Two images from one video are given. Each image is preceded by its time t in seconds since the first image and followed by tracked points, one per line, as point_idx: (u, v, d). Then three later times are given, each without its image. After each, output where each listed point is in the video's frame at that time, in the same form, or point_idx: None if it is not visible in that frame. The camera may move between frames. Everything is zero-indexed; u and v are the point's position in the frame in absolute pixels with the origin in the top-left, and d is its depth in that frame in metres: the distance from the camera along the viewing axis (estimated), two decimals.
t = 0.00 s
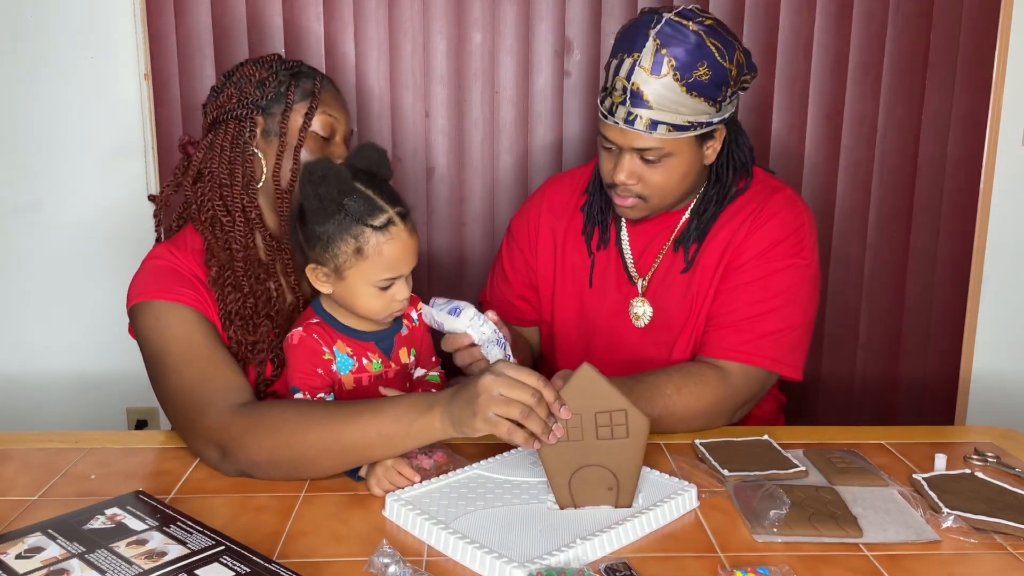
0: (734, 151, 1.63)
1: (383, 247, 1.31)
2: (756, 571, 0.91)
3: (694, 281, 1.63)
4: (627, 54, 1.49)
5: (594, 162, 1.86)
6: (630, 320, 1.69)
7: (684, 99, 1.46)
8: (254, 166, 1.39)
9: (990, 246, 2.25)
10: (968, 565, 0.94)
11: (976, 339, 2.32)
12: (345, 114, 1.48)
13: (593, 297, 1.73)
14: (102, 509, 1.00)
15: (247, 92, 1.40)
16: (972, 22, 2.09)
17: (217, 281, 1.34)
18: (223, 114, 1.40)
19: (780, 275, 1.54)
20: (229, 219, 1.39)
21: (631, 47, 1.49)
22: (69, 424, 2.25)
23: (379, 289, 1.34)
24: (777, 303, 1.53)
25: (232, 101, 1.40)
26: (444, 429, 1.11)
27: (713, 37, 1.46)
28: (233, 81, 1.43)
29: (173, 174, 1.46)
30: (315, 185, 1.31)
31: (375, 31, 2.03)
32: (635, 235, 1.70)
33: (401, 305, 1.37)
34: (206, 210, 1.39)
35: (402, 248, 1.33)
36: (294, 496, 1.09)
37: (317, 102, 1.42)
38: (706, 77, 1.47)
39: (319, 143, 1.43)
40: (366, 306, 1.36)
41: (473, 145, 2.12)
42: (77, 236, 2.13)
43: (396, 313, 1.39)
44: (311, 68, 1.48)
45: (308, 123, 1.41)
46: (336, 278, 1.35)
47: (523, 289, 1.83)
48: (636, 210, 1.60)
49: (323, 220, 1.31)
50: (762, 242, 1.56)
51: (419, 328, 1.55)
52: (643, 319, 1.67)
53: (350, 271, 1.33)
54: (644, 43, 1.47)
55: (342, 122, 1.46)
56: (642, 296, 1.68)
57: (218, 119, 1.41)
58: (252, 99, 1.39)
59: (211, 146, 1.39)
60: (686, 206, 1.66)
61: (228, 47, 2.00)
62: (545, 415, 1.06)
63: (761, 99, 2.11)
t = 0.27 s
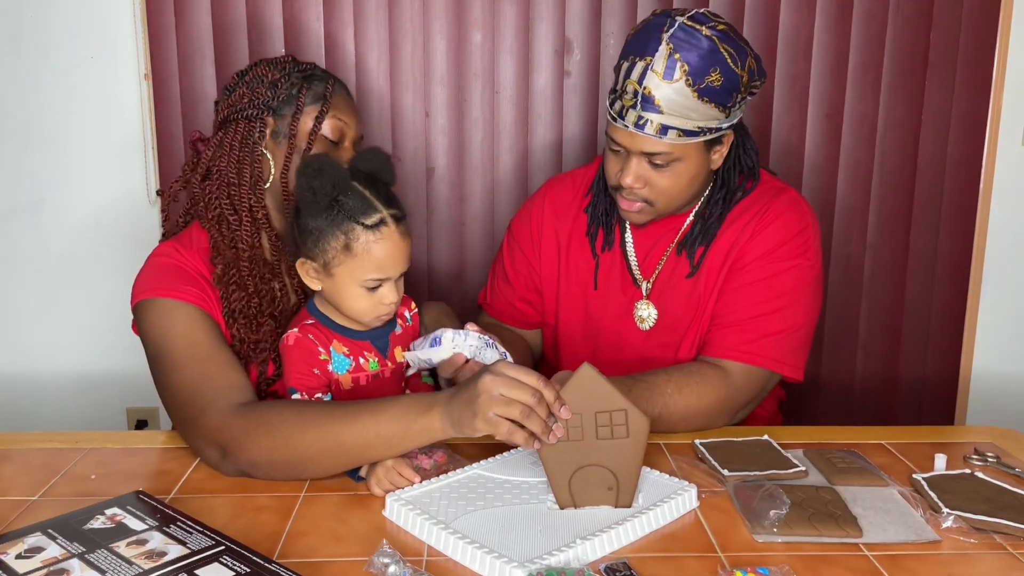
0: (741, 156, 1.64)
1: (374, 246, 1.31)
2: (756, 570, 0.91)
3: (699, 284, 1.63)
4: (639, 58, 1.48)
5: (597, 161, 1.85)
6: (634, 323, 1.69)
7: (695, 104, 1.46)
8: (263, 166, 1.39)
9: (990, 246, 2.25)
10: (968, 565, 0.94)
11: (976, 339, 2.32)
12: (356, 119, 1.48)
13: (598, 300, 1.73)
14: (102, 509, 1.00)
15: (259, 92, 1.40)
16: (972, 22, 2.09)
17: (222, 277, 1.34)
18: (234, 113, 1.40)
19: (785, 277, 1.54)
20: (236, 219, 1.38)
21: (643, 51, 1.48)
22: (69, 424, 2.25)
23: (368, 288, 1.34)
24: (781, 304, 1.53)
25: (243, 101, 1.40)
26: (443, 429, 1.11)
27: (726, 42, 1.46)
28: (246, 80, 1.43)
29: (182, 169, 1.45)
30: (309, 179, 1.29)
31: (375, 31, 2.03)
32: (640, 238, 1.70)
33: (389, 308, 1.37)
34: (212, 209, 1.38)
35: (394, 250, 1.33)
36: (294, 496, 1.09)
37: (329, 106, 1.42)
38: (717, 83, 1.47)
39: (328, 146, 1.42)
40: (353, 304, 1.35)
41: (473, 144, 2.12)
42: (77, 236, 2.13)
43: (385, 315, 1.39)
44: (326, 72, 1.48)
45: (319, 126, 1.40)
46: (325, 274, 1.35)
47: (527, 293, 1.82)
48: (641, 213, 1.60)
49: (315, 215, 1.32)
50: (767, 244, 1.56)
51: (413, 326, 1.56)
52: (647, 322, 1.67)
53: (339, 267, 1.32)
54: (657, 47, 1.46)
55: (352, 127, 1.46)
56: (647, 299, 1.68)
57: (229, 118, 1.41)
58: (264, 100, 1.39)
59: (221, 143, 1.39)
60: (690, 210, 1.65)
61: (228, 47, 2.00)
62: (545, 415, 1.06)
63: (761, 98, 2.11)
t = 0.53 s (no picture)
0: (741, 158, 1.64)
1: (368, 233, 1.31)
2: (756, 570, 0.91)
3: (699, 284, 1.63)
4: (636, 60, 1.48)
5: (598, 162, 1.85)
6: (635, 324, 1.69)
7: (693, 106, 1.46)
8: (264, 165, 1.40)
9: (990, 246, 2.25)
10: (968, 565, 0.94)
11: (976, 339, 2.32)
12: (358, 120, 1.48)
13: (598, 302, 1.73)
14: (102, 509, 1.00)
15: (261, 92, 1.40)
16: (972, 22, 2.09)
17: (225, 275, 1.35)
18: (237, 113, 1.41)
19: (785, 276, 1.54)
20: (239, 218, 1.38)
21: (641, 52, 1.48)
22: (69, 424, 2.25)
23: (366, 280, 1.34)
24: (782, 303, 1.53)
25: (246, 100, 1.40)
26: (441, 430, 1.11)
27: (724, 44, 1.46)
28: (249, 80, 1.44)
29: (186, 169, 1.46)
30: (300, 168, 1.30)
31: (375, 31, 2.03)
32: (639, 241, 1.70)
33: (388, 301, 1.36)
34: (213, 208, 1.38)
35: (390, 238, 1.33)
36: (294, 496, 1.09)
37: (330, 107, 1.42)
38: (716, 85, 1.47)
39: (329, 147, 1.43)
40: (352, 298, 1.35)
41: (473, 144, 2.12)
42: (77, 236, 2.13)
43: (384, 310, 1.38)
44: (328, 73, 1.48)
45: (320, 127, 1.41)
46: (323, 268, 1.35)
47: (527, 295, 1.81)
48: (639, 215, 1.60)
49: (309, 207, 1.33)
50: (767, 243, 1.56)
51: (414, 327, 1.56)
52: (648, 324, 1.67)
53: (335, 259, 1.33)
54: (655, 48, 1.46)
55: (354, 128, 1.47)
56: (647, 301, 1.68)
57: (231, 117, 1.41)
58: (266, 100, 1.39)
59: (224, 143, 1.39)
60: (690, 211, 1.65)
61: (228, 47, 2.00)
62: (543, 419, 1.06)
63: (761, 98, 2.10)
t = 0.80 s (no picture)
0: (736, 159, 1.63)
1: (360, 235, 1.31)
2: (755, 570, 0.91)
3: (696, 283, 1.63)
4: (630, 62, 1.48)
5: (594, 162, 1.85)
6: (632, 325, 1.69)
7: (688, 109, 1.46)
8: (260, 166, 1.39)
9: (990, 246, 2.25)
10: (968, 565, 0.94)
11: (975, 339, 2.32)
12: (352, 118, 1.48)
13: (594, 303, 1.73)
14: (102, 509, 1.00)
15: (255, 93, 1.40)
16: (972, 22, 2.09)
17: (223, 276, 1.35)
18: (230, 114, 1.40)
19: (782, 275, 1.54)
20: (234, 219, 1.38)
21: (635, 54, 1.48)
22: (69, 424, 2.25)
23: (361, 282, 1.34)
24: (780, 302, 1.53)
25: (239, 101, 1.40)
26: (441, 430, 1.11)
27: (719, 46, 1.45)
28: (242, 80, 1.43)
29: (180, 169, 1.44)
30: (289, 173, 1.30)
31: (376, 31, 2.03)
32: (634, 243, 1.69)
33: (384, 300, 1.37)
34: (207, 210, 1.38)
35: (382, 239, 1.33)
36: (294, 496, 1.09)
37: (325, 105, 1.42)
38: (710, 87, 1.46)
39: (324, 146, 1.43)
40: (348, 299, 1.35)
41: (473, 144, 2.12)
42: (76, 236, 2.13)
43: (380, 310, 1.38)
44: (322, 71, 1.48)
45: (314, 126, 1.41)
46: (317, 271, 1.35)
47: (523, 297, 1.82)
48: (633, 217, 1.60)
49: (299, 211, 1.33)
50: (764, 241, 1.56)
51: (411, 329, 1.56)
52: (646, 324, 1.67)
53: (329, 262, 1.33)
54: (649, 51, 1.46)
55: (347, 125, 1.46)
56: (644, 302, 1.68)
57: (224, 118, 1.41)
58: (259, 100, 1.39)
59: (217, 143, 1.39)
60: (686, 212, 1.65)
61: (228, 47, 2.00)
62: (543, 419, 1.06)
63: (761, 98, 2.10)
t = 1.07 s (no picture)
0: (733, 159, 1.63)
1: (349, 244, 1.31)
2: (756, 570, 0.91)
3: (694, 284, 1.63)
4: (628, 63, 1.48)
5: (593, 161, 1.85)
6: (631, 326, 1.69)
7: (685, 110, 1.46)
8: (236, 170, 1.40)
9: (990, 246, 2.25)
10: (968, 565, 0.94)
11: (976, 339, 2.32)
12: (327, 110, 1.47)
13: (593, 303, 1.73)
14: (102, 509, 1.00)
15: (225, 96, 1.40)
16: (972, 22, 2.09)
17: (211, 282, 1.33)
18: (203, 119, 1.41)
19: (780, 274, 1.54)
20: (215, 224, 1.39)
21: (632, 55, 1.47)
22: (69, 424, 2.25)
23: (356, 290, 1.34)
24: (778, 302, 1.53)
25: (210, 105, 1.40)
26: (441, 430, 1.10)
27: (716, 47, 1.45)
28: (212, 82, 1.43)
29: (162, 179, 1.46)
30: (269, 192, 1.30)
31: (375, 30, 2.03)
32: (632, 243, 1.69)
33: (381, 304, 1.36)
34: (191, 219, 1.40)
35: (372, 245, 1.33)
36: (294, 495, 1.09)
37: (296, 102, 1.41)
38: (708, 88, 1.46)
39: (299, 144, 1.42)
40: (346, 308, 1.35)
41: (473, 144, 2.12)
42: (77, 236, 2.13)
43: (380, 314, 1.38)
44: (292, 65, 1.46)
45: (286, 124, 1.40)
46: (311, 285, 1.35)
47: (521, 298, 1.81)
48: (632, 217, 1.60)
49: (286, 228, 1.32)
50: (762, 241, 1.56)
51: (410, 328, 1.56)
52: (645, 325, 1.67)
53: (323, 275, 1.33)
54: (647, 52, 1.46)
55: (324, 123, 1.45)
56: (642, 303, 1.68)
57: (197, 123, 1.42)
58: (228, 103, 1.39)
59: (194, 150, 1.40)
60: (683, 212, 1.65)
61: (229, 47, 2.00)
62: (544, 419, 1.06)
63: (762, 98, 2.10)
